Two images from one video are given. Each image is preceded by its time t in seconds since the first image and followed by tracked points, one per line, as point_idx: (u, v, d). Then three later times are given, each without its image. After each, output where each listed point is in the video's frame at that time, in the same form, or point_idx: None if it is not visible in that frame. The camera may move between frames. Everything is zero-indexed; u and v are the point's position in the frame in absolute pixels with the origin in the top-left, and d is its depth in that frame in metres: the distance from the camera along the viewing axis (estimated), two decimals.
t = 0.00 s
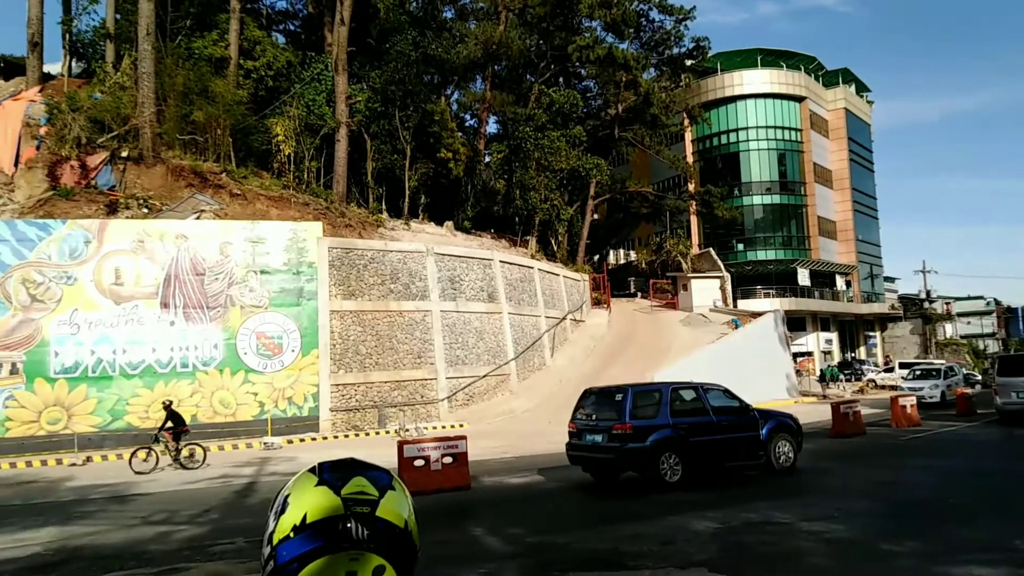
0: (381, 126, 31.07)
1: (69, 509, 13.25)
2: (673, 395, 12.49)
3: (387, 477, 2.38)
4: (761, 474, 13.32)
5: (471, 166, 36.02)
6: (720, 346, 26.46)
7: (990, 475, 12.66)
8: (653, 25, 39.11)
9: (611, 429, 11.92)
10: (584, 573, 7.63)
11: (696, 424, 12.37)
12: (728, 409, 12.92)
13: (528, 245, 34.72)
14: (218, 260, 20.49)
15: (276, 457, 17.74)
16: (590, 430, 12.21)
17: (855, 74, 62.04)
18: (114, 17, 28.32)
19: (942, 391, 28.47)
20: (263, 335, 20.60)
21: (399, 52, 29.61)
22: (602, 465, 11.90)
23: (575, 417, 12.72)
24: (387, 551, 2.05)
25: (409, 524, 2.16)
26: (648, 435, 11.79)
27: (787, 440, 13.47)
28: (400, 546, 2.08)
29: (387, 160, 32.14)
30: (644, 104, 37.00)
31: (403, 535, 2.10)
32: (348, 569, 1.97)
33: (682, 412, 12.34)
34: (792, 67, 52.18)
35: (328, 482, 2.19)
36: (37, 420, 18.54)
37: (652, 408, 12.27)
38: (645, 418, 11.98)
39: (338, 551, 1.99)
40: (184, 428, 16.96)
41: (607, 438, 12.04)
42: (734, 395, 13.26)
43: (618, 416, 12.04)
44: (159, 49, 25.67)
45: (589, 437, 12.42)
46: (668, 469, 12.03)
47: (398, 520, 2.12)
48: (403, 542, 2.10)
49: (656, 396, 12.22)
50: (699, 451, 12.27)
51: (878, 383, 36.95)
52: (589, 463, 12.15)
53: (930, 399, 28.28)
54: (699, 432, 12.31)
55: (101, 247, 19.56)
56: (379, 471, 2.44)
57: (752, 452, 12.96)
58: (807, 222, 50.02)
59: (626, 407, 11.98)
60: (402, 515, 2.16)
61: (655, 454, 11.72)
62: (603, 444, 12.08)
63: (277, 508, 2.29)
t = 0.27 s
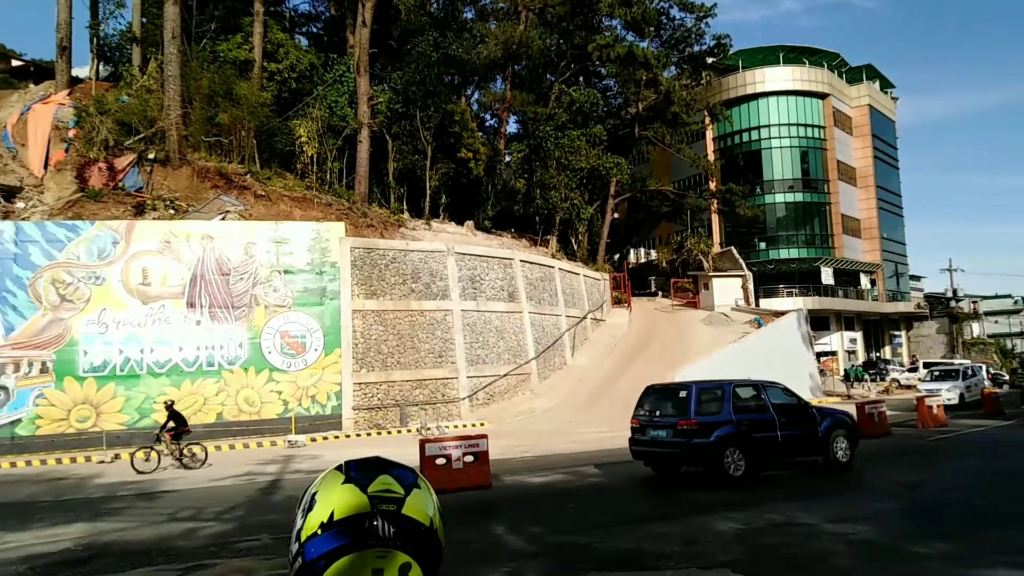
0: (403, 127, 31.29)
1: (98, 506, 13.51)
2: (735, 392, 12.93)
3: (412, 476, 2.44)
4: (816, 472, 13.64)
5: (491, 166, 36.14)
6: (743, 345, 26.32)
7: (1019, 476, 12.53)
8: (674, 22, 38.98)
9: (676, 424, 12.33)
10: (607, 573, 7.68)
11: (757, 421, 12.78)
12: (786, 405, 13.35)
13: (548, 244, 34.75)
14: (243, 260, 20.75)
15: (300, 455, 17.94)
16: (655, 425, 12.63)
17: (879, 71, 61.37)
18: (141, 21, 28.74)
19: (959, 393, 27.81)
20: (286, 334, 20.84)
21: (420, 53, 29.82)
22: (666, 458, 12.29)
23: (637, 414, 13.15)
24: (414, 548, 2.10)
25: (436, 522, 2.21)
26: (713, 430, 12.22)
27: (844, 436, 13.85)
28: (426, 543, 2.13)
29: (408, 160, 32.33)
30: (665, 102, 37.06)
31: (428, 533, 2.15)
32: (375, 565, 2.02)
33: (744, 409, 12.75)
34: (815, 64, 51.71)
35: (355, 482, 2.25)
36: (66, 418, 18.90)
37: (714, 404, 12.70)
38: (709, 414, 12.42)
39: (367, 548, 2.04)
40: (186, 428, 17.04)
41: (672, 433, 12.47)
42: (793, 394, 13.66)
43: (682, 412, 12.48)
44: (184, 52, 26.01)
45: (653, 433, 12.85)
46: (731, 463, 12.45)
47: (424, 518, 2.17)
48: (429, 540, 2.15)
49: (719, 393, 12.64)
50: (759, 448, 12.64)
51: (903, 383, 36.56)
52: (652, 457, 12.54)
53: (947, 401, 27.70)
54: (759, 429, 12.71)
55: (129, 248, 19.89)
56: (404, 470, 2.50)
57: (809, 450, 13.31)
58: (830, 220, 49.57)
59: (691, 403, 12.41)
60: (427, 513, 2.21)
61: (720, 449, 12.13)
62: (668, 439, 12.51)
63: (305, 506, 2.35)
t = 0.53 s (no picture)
0: (423, 128, 31.51)
1: (127, 502, 13.83)
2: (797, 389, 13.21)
3: (437, 477, 2.49)
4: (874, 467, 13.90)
5: (512, 165, 36.28)
6: (767, 344, 26.20)
7: None
8: (694, 21, 38.85)
9: (739, 420, 12.64)
10: (627, 572, 7.77)
11: (819, 417, 13.04)
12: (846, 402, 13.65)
13: (568, 243, 34.81)
14: (267, 260, 21.05)
15: (323, 453, 18.19)
16: (717, 421, 12.96)
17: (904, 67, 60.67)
18: (167, 25, 29.23)
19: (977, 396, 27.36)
20: (309, 333, 21.10)
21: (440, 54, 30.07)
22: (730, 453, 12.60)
23: (699, 408, 13.41)
24: (439, 545, 2.13)
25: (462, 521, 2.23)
26: (779, 427, 12.50)
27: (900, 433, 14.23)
28: (452, 542, 2.16)
29: (429, 161, 32.57)
30: (685, 100, 36.91)
31: (453, 531, 2.18)
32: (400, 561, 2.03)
33: (806, 406, 13.01)
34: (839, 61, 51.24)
35: (382, 480, 2.28)
36: (95, 416, 19.31)
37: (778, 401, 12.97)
38: (775, 410, 12.68)
39: (393, 544, 2.06)
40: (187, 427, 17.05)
41: (737, 429, 12.74)
42: (852, 392, 13.91)
43: (748, 408, 12.74)
44: (210, 56, 26.42)
45: (715, 428, 13.13)
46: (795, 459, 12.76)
47: (449, 516, 2.20)
48: (454, 538, 2.17)
49: (781, 389, 12.91)
50: (820, 444, 12.90)
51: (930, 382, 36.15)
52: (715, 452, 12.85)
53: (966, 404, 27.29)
54: (820, 426, 12.99)
55: (156, 248, 20.26)
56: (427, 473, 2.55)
57: (866, 445, 13.60)
58: (854, 218, 49.11)
59: (754, 400, 12.69)
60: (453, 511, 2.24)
61: (785, 445, 12.41)
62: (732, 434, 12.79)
63: (332, 502, 2.38)
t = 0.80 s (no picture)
0: (444, 128, 31.70)
1: (155, 499, 14.07)
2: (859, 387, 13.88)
3: (462, 476, 2.41)
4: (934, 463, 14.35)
5: (532, 165, 36.32)
6: (790, 343, 26.08)
7: None
8: (716, 18, 38.65)
9: (802, 418, 13.53)
10: (650, 572, 7.80)
11: (878, 414, 13.70)
12: (907, 399, 14.24)
13: (589, 243, 34.80)
14: (291, 260, 21.29)
15: (346, 451, 18.37)
16: (780, 419, 13.85)
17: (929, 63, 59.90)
18: (192, 29, 29.63)
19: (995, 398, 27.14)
20: (332, 332, 21.32)
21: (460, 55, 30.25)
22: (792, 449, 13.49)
23: (762, 407, 14.34)
24: (455, 543, 2.03)
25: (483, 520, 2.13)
26: (840, 424, 13.27)
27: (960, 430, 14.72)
28: (470, 540, 2.06)
29: (450, 161, 32.74)
30: (707, 99, 36.70)
31: (472, 529, 2.08)
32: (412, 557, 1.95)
33: (867, 403, 13.69)
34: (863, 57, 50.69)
35: (401, 477, 2.21)
36: (122, 414, 19.65)
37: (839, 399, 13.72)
38: (835, 408, 13.47)
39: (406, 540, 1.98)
40: (186, 426, 17.09)
41: (799, 426, 13.63)
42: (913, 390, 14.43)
43: (810, 406, 13.59)
44: (235, 59, 26.74)
45: (779, 425, 14.03)
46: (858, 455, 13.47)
47: (468, 514, 2.10)
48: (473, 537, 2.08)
49: (842, 389, 13.64)
50: (882, 439, 13.53)
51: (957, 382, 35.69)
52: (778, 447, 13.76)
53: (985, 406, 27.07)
54: (882, 422, 13.65)
55: (182, 249, 20.57)
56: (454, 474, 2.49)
57: (928, 440, 14.10)
58: (879, 216, 48.57)
59: (815, 398, 13.55)
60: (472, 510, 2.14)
61: (845, 441, 13.19)
62: (794, 431, 13.68)
63: (355, 501, 2.31)
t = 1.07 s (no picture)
0: (465, 128, 31.88)
1: (181, 496, 14.32)
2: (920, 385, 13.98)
3: (478, 464, 2.34)
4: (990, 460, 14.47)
5: (553, 164, 36.34)
6: (815, 343, 25.90)
7: None
8: (738, 15, 38.43)
9: (865, 415, 13.61)
10: (673, 572, 7.84)
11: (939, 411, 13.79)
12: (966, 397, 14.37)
13: (610, 242, 34.75)
14: (314, 260, 21.52)
15: (369, 449, 18.55)
16: (842, 416, 13.94)
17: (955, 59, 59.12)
18: (217, 33, 30.01)
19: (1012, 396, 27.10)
20: (355, 332, 21.50)
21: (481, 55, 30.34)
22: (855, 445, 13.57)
23: (822, 405, 14.42)
24: (442, 544, 2.05)
25: (481, 518, 2.09)
26: (905, 420, 13.36)
27: (1015, 429, 14.85)
28: (463, 541, 2.06)
29: (471, 161, 32.90)
30: (729, 97, 36.45)
31: (467, 530, 2.07)
32: (402, 560, 2.06)
33: (928, 401, 13.77)
34: (887, 54, 50.11)
35: (406, 473, 2.27)
36: (149, 412, 19.98)
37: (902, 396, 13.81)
38: (899, 405, 13.55)
39: (394, 542, 2.08)
40: (186, 427, 17.12)
41: (862, 422, 13.70)
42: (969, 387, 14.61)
43: (872, 403, 13.68)
44: (259, 62, 27.05)
45: (840, 423, 14.10)
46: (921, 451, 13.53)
47: (463, 512, 2.08)
48: (468, 539, 2.06)
49: (905, 385, 13.74)
50: (943, 436, 13.64)
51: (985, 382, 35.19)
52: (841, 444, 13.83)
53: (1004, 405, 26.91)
54: (943, 419, 13.75)
55: (208, 250, 20.86)
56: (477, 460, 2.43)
57: (985, 437, 14.28)
58: (905, 214, 47.99)
59: (879, 396, 13.63)
60: (471, 508, 2.10)
61: (911, 438, 13.26)
62: (857, 428, 13.74)
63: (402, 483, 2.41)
